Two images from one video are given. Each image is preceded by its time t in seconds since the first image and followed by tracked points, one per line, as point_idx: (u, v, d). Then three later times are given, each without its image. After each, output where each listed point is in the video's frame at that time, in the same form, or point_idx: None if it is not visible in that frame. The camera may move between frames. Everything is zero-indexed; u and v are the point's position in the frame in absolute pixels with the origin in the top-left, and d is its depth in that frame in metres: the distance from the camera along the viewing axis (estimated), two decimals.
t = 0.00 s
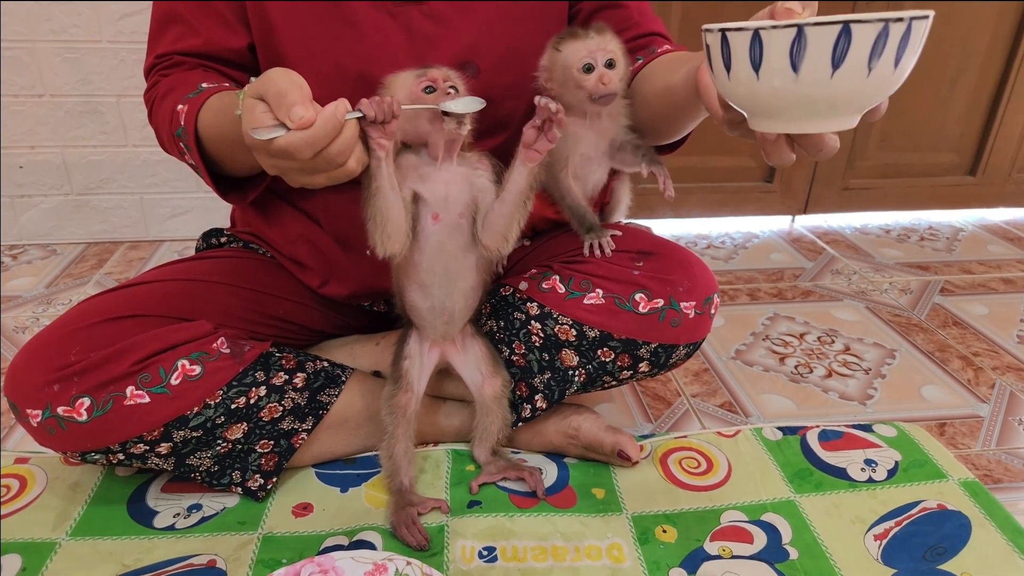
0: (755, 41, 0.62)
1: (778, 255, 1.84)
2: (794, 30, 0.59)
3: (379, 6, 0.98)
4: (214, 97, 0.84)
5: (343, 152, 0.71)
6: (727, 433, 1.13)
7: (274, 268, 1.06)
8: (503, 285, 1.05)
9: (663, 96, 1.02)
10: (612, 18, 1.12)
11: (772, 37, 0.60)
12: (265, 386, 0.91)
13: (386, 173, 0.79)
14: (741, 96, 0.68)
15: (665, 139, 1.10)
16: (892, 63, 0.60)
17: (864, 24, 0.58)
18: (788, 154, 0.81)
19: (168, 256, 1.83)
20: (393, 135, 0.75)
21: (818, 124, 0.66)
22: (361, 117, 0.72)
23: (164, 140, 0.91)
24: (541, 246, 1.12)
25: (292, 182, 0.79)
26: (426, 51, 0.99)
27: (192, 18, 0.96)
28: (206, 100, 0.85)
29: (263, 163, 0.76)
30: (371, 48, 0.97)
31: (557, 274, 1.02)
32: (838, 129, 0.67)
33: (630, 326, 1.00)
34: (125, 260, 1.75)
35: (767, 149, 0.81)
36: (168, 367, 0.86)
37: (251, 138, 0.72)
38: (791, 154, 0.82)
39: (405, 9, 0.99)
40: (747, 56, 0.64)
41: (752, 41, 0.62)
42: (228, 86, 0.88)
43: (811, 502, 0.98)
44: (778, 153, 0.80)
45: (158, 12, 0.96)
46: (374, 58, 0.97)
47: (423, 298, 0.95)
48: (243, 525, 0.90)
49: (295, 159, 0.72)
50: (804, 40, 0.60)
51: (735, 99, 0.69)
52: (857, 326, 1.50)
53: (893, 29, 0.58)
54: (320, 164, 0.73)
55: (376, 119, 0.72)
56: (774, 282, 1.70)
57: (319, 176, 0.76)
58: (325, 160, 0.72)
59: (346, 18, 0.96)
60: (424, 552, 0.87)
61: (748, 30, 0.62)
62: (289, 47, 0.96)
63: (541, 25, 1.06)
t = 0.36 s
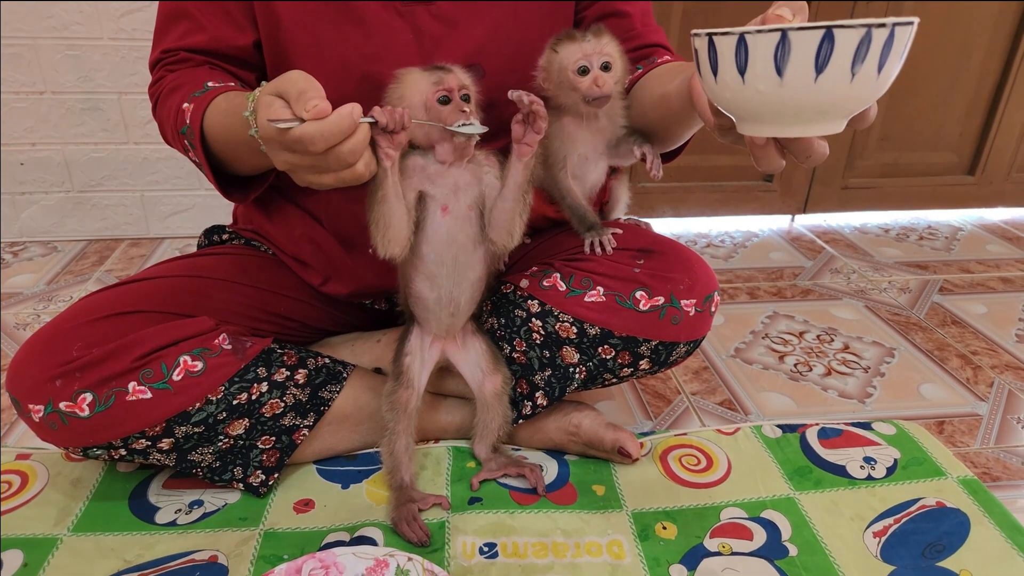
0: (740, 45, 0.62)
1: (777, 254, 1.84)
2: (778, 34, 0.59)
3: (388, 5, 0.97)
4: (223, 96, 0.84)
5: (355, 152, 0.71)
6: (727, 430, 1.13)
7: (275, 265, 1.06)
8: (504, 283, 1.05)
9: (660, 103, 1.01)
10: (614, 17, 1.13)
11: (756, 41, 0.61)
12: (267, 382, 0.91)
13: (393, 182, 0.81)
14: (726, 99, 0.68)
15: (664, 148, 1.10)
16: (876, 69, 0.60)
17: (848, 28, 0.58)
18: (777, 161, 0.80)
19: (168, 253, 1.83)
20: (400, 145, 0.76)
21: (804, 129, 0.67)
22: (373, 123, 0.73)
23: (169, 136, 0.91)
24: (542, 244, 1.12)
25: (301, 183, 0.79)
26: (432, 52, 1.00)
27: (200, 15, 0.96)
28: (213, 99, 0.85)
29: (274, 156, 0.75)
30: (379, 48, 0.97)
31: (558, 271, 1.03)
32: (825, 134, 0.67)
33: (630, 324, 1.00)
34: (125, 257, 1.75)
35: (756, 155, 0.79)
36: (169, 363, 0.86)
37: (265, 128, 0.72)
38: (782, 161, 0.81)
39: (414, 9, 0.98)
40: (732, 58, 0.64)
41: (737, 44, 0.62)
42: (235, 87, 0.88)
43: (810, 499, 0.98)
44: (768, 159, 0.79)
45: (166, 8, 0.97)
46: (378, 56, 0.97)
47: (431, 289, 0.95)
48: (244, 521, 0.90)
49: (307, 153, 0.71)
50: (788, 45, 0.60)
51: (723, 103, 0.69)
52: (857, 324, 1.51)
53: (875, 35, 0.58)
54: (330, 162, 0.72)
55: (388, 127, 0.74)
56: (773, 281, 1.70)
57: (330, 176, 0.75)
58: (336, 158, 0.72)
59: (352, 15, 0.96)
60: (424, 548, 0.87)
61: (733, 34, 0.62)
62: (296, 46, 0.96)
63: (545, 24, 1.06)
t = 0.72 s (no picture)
0: (764, 43, 0.62)
1: (777, 250, 1.84)
2: (802, 31, 0.59)
3: (386, 4, 0.97)
4: (215, 97, 0.85)
5: (360, 118, 0.70)
6: (727, 426, 1.13)
7: (274, 266, 1.05)
8: (502, 281, 1.05)
9: (659, 103, 1.01)
10: (610, 14, 1.12)
11: (781, 37, 0.60)
12: (267, 382, 0.91)
13: (393, 173, 0.81)
14: (748, 97, 0.67)
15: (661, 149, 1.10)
16: (898, 64, 0.60)
17: (872, 24, 0.58)
18: (790, 156, 0.79)
19: (168, 255, 1.83)
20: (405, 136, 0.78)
21: (827, 125, 0.66)
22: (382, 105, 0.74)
23: (163, 136, 0.91)
24: (540, 242, 1.12)
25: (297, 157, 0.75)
26: (430, 52, 1.00)
27: (194, 16, 0.96)
28: (206, 99, 0.85)
29: (277, 119, 0.72)
30: (376, 48, 0.97)
31: (556, 269, 1.03)
32: (843, 129, 0.67)
33: (629, 321, 1.00)
34: (125, 259, 1.76)
35: (769, 149, 0.79)
36: (169, 363, 0.87)
37: (275, 87, 0.70)
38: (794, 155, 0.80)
39: (412, 9, 0.98)
40: (755, 56, 0.63)
41: (760, 41, 0.62)
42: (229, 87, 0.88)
43: (811, 494, 0.98)
44: (781, 155, 0.78)
45: (160, 8, 0.97)
46: (375, 55, 0.97)
47: (435, 281, 0.95)
48: (245, 521, 0.90)
49: (313, 112, 0.70)
50: (813, 41, 0.59)
51: (741, 100, 0.69)
52: (857, 320, 1.50)
53: (899, 31, 0.58)
54: (335, 126, 0.70)
55: (395, 110, 0.75)
56: (773, 277, 1.70)
57: (331, 144, 0.72)
58: (342, 121, 0.70)
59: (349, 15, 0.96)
60: (425, 547, 0.87)
61: (756, 31, 0.62)
62: (292, 46, 0.96)
63: (541, 22, 1.06)
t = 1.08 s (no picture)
0: (776, 51, 0.61)
1: (778, 247, 1.84)
2: (816, 39, 0.59)
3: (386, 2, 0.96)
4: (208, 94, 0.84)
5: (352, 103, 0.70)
6: (730, 424, 1.13)
7: (275, 263, 1.05)
8: (504, 278, 1.05)
9: (661, 103, 1.01)
10: (610, 10, 1.12)
11: (794, 46, 0.60)
12: (268, 379, 0.91)
13: (385, 163, 0.80)
14: (755, 104, 0.67)
15: (661, 148, 1.10)
16: (908, 74, 0.60)
17: (886, 32, 0.58)
18: (797, 160, 0.79)
19: (169, 252, 1.83)
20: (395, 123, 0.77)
21: (837, 134, 0.66)
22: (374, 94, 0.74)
23: (161, 133, 0.91)
24: (543, 238, 1.12)
25: (287, 143, 0.74)
26: (430, 49, 0.99)
27: (191, 15, 0.96)
28: (202, 94, 0.85)
29: (265, 102, 0.71)
30: (375, 46, 0.96)
31: (558, 266, 1.02)
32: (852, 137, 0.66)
33: (631, 318, 1.00)
34: (126, 256, 1.75)
35: (777, 154, 0.79)
36: (170, 361, 0.86)
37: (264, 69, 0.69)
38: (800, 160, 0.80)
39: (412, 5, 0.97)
40: (765, 64, 0.63)
41: (772, 50, 0.62)
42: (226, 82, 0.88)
43: (813, 491, 0.98)
44: (787, 158, 0.79)
45: (157, 8, 0.96)
46: (377, 51, 0.97)
47: (439, 276, 0.94)
48: (247, 518, 0.90)
49: (304, 95, 0.69)
50: (826, 49, 0.59)
51: (747, 106, 0.68)
52: (859, 317, 1.50)
53: (912, 40, 0.58)
54: (326, 110, 0.70)
55: (387, 96, 0.75)
56: (775, 275, 1.70)
57: (322, 129, 0.71)
58: (333, 105, 0.69)
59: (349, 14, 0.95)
60: (427, 544, 0.87)
61: (768, 39, 0.61)
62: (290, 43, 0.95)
63: (541, 20, 1.05)
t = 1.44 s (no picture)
0: (754, 55, 0.62)
1: (780, 248, 1.83)
2: (793, 45, 0.60)
3: None
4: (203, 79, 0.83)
5: (341, 117, 0.71)
6: (732, 424, 1.12)
7: (277, 259, 1.04)
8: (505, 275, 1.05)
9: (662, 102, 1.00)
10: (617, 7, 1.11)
11: (771, 51, 0.61)
12: (269, 374, 0.90)
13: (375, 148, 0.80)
14: (738, 107, 0.68)
15: (664, 147, 1.09)
16: (887, 81, 0.61)
17: (862, 40, 0.58)
18: (787, 164, 0.79)
19: (169, 247, 1.82)
20: (384, 110, 0.76)
21: (818, 137, 0.66)
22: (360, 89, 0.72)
23: (162, 120, 0.90)
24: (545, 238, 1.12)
25: (281, 149, 0.78)
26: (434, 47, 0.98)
27: (194, 6, 0.95)
28: (201, 76, 0.84)
29: (256, 119, 0.74)
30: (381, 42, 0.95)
31: (561, 264, 1.02)
32: (834, 142, 0.67)
33: (635, 317, 0.99)
34: (125, 251, 1.75)
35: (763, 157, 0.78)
36: (171, 354, 0.86)
37: (248, 88, 0.71)
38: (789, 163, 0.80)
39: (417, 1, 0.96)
40: (745, 67, 0.64)
41: (750, 53, 0.62)
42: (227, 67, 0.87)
43: (814, 492, 0.98)
44: (775, 162, 0.78)
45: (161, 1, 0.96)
46: (382, 47, 0.95)
47: (437, 280, 0.94)
48: (246, 514, 0.90)
49: (292, 117, 0.70)
50: (802, 56, 0.60)
51: (732, 110, 0.69)
52: (860, 319, 1.50)
53: (890, 48, 0.59)
54: (315, 126, 0.72)
55: (375, 93, 0.73)
56: (776, 276, 1.70)
57: (311, 142, 0.74)
58: (322, 122, 0.71)
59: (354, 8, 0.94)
60: (427, 541, 0.86)
61: (747, 43, 0.62)
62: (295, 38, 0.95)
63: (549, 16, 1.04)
